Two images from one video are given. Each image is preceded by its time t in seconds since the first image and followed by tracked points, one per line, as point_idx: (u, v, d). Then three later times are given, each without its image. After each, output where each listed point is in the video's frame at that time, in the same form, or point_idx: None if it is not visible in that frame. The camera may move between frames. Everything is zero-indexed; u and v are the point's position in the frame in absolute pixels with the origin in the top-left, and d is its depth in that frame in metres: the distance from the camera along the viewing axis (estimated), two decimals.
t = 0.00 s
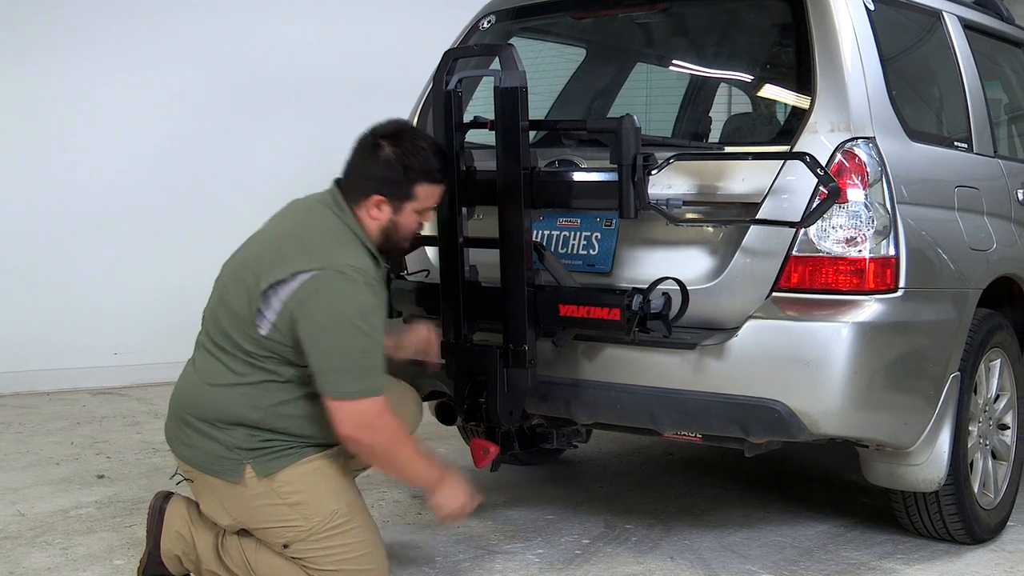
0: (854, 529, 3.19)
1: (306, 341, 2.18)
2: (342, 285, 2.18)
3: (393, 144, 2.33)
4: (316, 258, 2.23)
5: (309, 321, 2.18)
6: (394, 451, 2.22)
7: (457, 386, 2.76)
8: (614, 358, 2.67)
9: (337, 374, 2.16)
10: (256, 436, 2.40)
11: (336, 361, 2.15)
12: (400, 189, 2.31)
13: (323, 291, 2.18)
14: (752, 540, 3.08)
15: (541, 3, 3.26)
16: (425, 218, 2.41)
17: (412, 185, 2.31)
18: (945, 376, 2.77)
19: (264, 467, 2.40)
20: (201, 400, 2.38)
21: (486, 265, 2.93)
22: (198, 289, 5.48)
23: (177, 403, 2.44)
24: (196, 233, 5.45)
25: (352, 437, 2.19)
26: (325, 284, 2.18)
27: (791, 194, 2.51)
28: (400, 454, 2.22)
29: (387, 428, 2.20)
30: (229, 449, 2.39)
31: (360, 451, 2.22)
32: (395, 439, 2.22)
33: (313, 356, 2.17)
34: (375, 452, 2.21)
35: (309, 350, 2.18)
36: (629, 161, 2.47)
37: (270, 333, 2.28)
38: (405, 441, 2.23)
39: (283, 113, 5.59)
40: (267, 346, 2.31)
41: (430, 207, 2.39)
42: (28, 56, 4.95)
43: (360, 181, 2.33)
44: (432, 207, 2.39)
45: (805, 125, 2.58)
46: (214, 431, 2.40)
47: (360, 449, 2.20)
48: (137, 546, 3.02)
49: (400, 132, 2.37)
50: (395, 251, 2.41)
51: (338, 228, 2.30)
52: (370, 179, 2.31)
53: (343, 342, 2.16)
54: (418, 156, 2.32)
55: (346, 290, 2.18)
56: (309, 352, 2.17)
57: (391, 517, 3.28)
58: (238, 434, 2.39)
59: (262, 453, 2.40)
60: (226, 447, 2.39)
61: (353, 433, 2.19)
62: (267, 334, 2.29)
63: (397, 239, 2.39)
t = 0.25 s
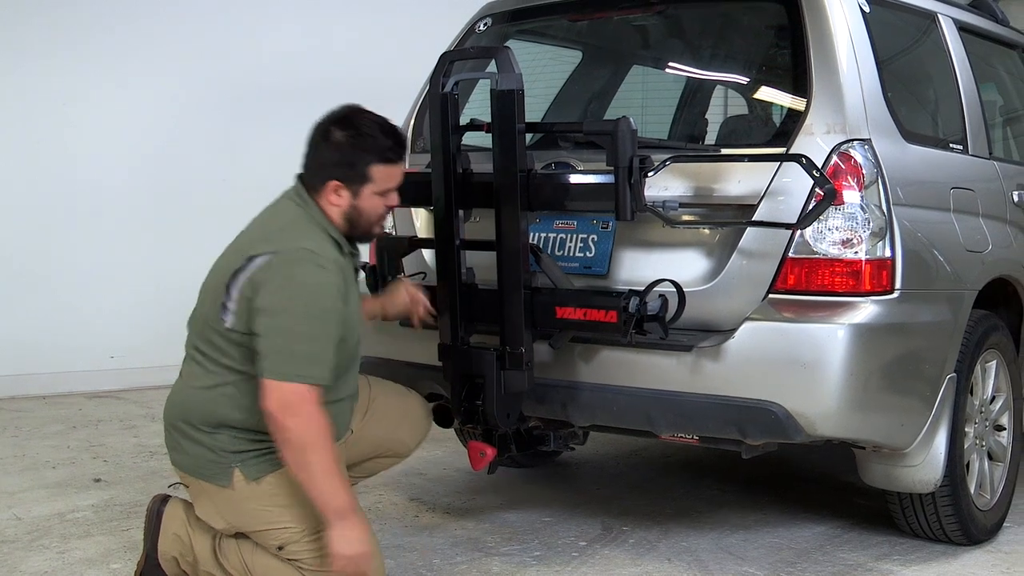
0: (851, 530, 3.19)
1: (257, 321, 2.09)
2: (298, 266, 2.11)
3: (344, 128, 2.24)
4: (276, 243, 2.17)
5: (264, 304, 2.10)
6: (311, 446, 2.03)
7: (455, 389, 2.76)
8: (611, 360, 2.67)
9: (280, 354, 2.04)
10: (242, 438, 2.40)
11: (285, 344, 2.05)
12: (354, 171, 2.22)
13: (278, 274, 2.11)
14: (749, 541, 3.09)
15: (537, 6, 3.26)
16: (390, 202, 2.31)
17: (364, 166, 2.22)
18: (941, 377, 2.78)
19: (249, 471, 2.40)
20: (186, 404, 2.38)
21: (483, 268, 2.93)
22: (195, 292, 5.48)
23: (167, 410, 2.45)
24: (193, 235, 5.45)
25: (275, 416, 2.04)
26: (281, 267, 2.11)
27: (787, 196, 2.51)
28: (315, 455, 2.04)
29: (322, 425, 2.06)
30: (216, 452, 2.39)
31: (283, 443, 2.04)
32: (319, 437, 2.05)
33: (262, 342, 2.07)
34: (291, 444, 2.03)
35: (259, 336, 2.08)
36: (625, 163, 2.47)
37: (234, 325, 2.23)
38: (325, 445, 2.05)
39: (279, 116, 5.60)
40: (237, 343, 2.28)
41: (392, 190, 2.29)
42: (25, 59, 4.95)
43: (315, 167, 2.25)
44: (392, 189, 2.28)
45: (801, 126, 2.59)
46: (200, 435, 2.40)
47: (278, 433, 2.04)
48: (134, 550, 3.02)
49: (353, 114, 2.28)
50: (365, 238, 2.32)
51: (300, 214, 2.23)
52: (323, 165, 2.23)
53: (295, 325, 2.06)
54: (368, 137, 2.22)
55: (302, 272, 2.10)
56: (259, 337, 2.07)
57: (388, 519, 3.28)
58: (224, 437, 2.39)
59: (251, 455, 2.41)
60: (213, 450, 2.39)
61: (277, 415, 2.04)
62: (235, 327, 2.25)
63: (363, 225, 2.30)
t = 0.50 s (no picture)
0: (851, 534, 3.19)
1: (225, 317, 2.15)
2: (266, 260, 2.16)
3: (298, 116, 2.29)
4: (243, 240, 2.22)
5: (234, 300, 2.15)
6: (267, 440, 2.09)
7: (455, 392, 2.76)
8: (611, 364, 2.67)
9: (248, 349, 2.10)
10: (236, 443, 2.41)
11: (256, 337, 2.11)
12: (310, 158, 2.27)
13: (248, 270, 2.16)
14: (748, 544, 3.09)
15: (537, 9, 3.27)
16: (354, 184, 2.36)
17: (322, 151, 2.27)
18: (942, 381, 2.78)
19: (244, 475, 2.40)
20: (178, 413, 2.39)
21: (483, 271, 2.93)
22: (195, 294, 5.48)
23: (161, 420, 2.45)
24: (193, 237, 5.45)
25: (239, 407, 2.10)
26: (250, 262, 2.17)
27: (787, 199, 2.52)
28: (270, 449, 2.09)
29: (283, 419, 2.11)
30: (211, 459, 2.39)
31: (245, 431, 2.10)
32: (277, 431, 2.10)
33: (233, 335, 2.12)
34: (250, 436, 2.09)
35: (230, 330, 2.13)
36: (626, 166, 2.47)
37: (208, 327, 2.26)
38: (282, 439, 2.10)
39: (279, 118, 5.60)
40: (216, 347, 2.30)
41: (354, 172, 2.34)
42: (25, 61, 4.96)
43: (277, 158, 2.31)
44: (354, 170, 2.34)
45: (801, 130, 2.59)
46: (194, 443, 2.39)
47: (241, 424, 2.10)
48: (134, 552, 3.02)
49: (307, 101, 2.33)
50: (335, 224, 2.37)
51: (268, 210, 2.29)
52: (282, 155, 2.29)
53: (265, 318, 2.12)
54: (324, 122, 2.28)
55: (271, 267, 2.16)
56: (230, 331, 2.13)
57: (388, 522, 3.28)
58: (217, 443, 2.39)
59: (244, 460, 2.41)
60: (208, 457, 2.39)
61: (241, 406, 2.10)
62: (214, 331, 2.26)
63: (329, 213, 2.35)
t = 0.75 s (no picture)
0: (853, 540, 3.19)
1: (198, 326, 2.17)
2: (232, 268, 2.18)
3: (262, 120, 2.29)
4: (213, 248, 2.25)
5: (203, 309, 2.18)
6: (257, 440, 2.09)
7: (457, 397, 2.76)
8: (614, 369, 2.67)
9: (220, 354, 2.12)
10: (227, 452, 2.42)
11: (224, 343, 2.13)
12: (275, 162, 2.27)
13: (215, 278, 2.18)
14: (750, 550, 3.09)
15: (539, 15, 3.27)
16: (325, 185, 2.35)
17: (284, 154, 2.26)
18: (944, 387, 2.78)
19: (237, 483, 2.42)
20: (171, 424, 2.43)
21: (485, 276, 2.94)
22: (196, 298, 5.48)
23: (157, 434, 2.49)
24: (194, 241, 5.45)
25: (223, 416, 2.12)
26: (218, 270, 2.19)
27: (789, 207, 2.52)
28: (263, 448, 2.09)
29: (266, 421, 2.12)
30: (203, 469, 2.42)
31: (233, 441, 2.10)
32: (264, 430, 2.10)
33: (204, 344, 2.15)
34: (239, 440, 2.09)
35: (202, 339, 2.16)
36: (632, 172, 2.47)
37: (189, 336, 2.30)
38: (272, 437, 2.10)
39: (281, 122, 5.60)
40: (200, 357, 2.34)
41: (323, 173, 2.33)
42: (28, 65, 4.97)
43: (243, 165, 2.32)
44: (323, 169, 2.33)
45: (803, 136, 2.59)
46: (188, 454, 2.43)
47: (228, 431, 2.11)
48: (136, 557, 3.02)
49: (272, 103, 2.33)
50: (310, 226, 2.36)
51: (239, 217, 2.31)
52: (247, 161, 2.30)
53: (233, 325, 2.14)
54: (283, 125, 2.27)
55: (237, 274, 2.18)
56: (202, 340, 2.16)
57: (390, 527, 3.28)
58: (209, 453, 2.42)
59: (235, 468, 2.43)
60: (200, 467, 2.42)
61: (225, 414, 2.12)
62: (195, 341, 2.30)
63: (304, 216, 2.34)
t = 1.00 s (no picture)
0: (853, 543, 3.19)
1: (199, 325, 2.18)
2: (232, 265, 2.19)
3: (253, 123, 2.30)
4: (212, 247, 2.26)
5: (203, 306, 2.18)
6: (265, 436, 2.10)
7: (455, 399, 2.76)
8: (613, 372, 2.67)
9: (223, 352, 2.13)
10: (231, 451, 2.43)
11: (227, 340, 2.14)
12: (265, 165, 2.28)
13: (216, 276, 2.19)
14: (749, 553, 3.09)
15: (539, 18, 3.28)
16: (317, 186, 2.36)
17: (274, 158, 2.27)
18: (943, 390, 2.78)
19: (237, 484, 2.43)
20: (171, 425, 2.43)
21: (485, 278, 2.94)
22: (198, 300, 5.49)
23: (157, 435, 2.49)
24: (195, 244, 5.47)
25: (229, 413, 2.12)
26: (218, 268, 2.20)
27: (789, 208, 2.52)
28: (270, 443, 2.10)
29: (273, 416, 2.12)
30: (206, 469, 2.42)
31: (241, 439, 2.11)
32: (271, 425, 2.11)
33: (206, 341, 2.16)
34: (247, 436, 2.10)
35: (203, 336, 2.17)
36: (630, 175, 2.48)
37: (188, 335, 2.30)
38: (280, 432, 2.11)
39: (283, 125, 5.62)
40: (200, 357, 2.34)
41: (314, 175, 2.34)
42: (30, 68, 4.98)
43: (236, 167, 2.33)
44: (315, 171, 2.33)
45: (803, 139, 2.60)
46: (190, 455, 2.42)
47: (235, 428, 2.11)
48: (136, 558, 3.02)
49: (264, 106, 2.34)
50: (303, 228, 2.37)
51: (237, 216, 2.32)
52: (239, 164, 2.31)
53: (235, 321, 2.15)
54: (270, 127, 2.28)
55: (237, 271, 2.19)
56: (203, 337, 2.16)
57: (390, 530, 3.28)
58: (212, 452, 2.42)
59: (238, 466, 2.44)
60: (203, 467, 2.42)
61: (231, 411, 2.12)
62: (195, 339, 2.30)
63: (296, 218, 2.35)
